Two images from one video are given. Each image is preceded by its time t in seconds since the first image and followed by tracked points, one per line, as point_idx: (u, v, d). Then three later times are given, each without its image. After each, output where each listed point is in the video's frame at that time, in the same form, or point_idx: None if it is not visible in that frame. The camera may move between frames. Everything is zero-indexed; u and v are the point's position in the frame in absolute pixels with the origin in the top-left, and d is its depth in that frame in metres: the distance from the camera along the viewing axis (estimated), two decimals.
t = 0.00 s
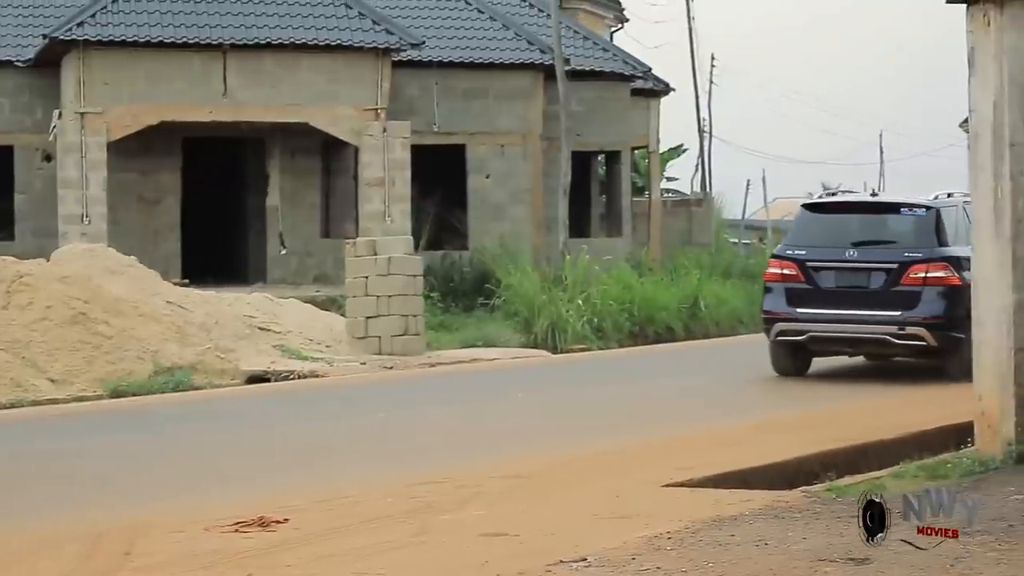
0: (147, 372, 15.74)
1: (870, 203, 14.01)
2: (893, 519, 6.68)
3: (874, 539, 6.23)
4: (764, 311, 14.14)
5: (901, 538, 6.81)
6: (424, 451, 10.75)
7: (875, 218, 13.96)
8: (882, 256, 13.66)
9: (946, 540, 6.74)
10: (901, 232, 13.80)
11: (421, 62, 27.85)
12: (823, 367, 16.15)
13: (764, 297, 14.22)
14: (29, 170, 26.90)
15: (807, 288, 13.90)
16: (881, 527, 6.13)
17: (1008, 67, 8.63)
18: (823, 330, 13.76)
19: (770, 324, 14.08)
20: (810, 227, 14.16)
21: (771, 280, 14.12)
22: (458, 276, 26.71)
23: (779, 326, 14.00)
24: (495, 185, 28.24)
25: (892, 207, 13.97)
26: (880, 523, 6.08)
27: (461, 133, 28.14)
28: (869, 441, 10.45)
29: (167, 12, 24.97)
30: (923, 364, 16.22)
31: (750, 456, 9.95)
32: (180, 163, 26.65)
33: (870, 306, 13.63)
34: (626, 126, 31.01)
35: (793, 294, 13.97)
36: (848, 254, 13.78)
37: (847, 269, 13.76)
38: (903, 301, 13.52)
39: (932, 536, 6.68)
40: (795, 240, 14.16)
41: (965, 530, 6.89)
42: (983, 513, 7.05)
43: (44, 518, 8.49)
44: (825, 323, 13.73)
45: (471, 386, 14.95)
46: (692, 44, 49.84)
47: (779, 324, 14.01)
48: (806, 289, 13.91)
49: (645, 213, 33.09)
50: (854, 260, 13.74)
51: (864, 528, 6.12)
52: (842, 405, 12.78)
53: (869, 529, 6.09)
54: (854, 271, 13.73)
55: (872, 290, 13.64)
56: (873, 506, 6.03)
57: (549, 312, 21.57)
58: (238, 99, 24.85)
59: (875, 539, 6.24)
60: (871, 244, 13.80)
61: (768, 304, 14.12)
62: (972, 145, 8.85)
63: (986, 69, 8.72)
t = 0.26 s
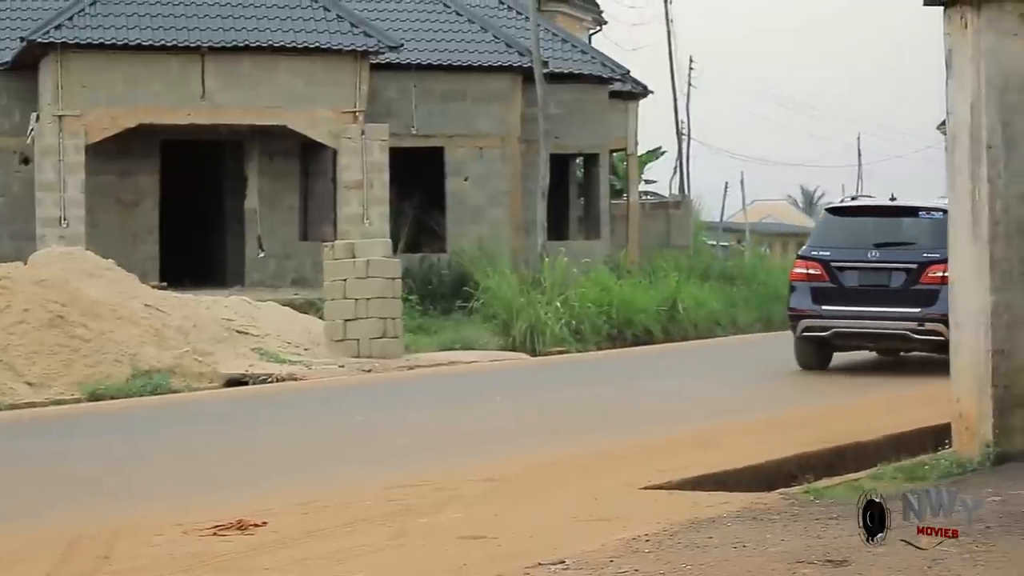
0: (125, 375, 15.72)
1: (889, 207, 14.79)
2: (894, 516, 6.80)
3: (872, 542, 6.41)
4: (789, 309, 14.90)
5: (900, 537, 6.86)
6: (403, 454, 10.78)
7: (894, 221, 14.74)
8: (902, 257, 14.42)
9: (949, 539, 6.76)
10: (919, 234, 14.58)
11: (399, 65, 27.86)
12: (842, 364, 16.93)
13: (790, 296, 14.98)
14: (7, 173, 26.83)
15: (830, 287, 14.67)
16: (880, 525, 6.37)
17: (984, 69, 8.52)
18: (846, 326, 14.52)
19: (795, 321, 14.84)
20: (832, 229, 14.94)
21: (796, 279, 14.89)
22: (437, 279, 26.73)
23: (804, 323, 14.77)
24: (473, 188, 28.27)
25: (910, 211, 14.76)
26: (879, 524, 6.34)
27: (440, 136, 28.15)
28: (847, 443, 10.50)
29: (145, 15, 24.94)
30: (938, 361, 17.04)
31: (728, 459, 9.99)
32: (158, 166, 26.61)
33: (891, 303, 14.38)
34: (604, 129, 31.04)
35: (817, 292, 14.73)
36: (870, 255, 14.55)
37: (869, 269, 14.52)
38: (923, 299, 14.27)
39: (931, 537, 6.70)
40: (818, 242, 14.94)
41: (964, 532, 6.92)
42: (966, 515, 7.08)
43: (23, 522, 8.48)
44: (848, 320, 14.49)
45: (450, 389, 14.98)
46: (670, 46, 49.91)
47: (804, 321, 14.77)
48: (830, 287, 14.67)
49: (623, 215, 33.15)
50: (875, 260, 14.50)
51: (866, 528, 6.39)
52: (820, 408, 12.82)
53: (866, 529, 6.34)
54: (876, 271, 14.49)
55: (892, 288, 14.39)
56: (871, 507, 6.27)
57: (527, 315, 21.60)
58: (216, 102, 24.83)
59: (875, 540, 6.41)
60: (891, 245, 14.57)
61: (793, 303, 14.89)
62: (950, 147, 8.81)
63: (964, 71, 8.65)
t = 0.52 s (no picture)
0: (90, 384, 15.70)
1: (893, 213, 15.71)
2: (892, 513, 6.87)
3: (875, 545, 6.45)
4: (800, 310, 15.90)
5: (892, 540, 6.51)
6: (370, 461, 10.84)
7: (898, 226, 15.67)
8: (905, 262, 15.38)
9: (944, 540, 6.43)
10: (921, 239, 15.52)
11: (365, 73, 27.91)
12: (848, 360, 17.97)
13: (800, 298, 15.96)
14: None
15: (837, 290, 15.66)
16: (884, 530, 6.46)
17: (946, 75, 7.97)
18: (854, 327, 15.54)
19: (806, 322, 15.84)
20: (840, 235, 15.89)
21: (806, 282, 15.87)
22: (403, 286, 26.78)
23: (813, 323, 15.77)
24: (438, 196, 28.35)
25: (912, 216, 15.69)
26: (881, 524, 6.41)
27: (404, 144, 28.20)
28: (812, 448, 10.61)
29: (109, 23, 24.93)
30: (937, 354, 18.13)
31: (692, 465, 10.07)
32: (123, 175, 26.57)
33: (897, 306, 15.37)
34: (569, 136, 31.14)
35: (825, 296, 15.71)
36: (875, 260, 15.50)
37: (873, 274, 15.51)
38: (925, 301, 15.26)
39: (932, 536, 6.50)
40: (827, 246, 15.89)
41: (962, 532, 6.56)
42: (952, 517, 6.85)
43: None
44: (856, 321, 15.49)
45: (416, 396, 15.06)
46: (635, 54, 50.20)
47: (814, 321, 15.77)
48: (837, 290, 15.66)
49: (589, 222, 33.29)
50: (879, 266, 15.46)
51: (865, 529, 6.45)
52: (785, 414, 12.93)
53: (868, 531, 6.43)
54: (879, 276, 15.48)
55: (897, 291, 15.37)
56: (872, 506, 6.41)
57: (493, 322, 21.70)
58: (181, 111, 24.81)
59: (878, 543, 6.44)
60: (895, 251, 15.54)
61: (803, 304, 15.88)
62: (914, 155, 8.29)
63: (928, 77, 8.12)
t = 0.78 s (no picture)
0: (68, 388, 15.64)
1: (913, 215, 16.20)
2: (892, 513, 6.90)
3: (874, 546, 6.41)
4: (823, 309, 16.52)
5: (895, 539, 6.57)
6: (350, 464, 10.84)
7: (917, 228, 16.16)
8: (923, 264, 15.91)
9: (943, 540, 6.44)
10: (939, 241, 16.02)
11: (342, 76, 27.89)
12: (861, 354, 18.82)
13: (823, 296, 16.57)
14: None
15: (857, 291, 16.24)
16: (885, 530, 6.46)
17: (924, 77, 8.01)
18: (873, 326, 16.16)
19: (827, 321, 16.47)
20: (859, 237, 16.42)
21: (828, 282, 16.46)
22: (381, 289, 26.75)
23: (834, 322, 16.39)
24: (416, 198, 28.33)
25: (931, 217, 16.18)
26: (880, 525, 6.43)
27: (383, 146, 28.16)
28: (790, 450, 10.64)
29: (86, 26, 24.88)
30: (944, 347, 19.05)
31: (671, 468, 10.09)
32: (101, 178, 26.49)
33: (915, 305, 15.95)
34: (546, 138, 31.15)
35: (845, 295, 16.31)
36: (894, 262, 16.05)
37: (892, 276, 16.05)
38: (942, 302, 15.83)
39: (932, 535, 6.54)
40: (848, 248, 16.42)
41: (961, 532, 6.58)
42: (947, 519, 6.80)
43: None
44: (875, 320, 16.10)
45: (394, 399, 15.04)
46: (613, 57, 50.28)
47: (836, 319, 16.40)
48: (857, 291, 16.24)
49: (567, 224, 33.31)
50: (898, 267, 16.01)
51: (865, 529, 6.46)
52: (762, 416, 12.96)
53: (868, 531, 6.43)
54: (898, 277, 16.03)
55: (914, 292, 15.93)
56: (871, 507, 6.40)
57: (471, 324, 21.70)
58: (159, 114, 24.74)
59: (879, 542, 6.42)
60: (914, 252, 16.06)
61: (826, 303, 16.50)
62: (891, 157, 8.32)
63: (904, 80, 8.16)
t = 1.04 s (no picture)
0: (46, 390, 15.58)
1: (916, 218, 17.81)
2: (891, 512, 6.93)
3: (874, 542, 6.54)
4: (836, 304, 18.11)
5: (894, 539, 6.59)
6: (329, 466, 10.82)
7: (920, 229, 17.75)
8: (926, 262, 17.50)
9: (943, 540, 6.45)
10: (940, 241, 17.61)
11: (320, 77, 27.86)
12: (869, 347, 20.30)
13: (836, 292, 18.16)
14: None
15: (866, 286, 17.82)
16: (885, 531, 6.62)
17: (901, 77, 8.04)
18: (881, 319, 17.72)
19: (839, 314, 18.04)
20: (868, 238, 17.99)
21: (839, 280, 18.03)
22: (360, 290, 26.71)
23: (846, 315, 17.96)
24: (395, 199, 28.30)
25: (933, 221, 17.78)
26: (880, 524, 6.61)
27: (361, 147, 28.13)
28: (769, 451, 10.67)
29: (63, 27, 24.85)
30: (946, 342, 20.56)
31: (650, 468, 10.10)
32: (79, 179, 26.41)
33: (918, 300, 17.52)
34: (524, 139, 31.15)
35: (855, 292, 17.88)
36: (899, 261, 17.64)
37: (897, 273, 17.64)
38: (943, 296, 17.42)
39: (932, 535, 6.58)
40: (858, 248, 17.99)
41: (962, 532, 6.58)
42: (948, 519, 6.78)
43: None
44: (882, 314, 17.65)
45: (373, 400, 15.03)
46: (591, 57, 50.32)
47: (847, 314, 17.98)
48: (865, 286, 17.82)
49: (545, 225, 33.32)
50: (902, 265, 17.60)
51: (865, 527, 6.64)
52: (741, 416, 12.99)
53: (867, 531, 6.61)
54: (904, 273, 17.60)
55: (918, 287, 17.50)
56: (871, 506, 6.64)
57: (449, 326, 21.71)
58: (136, 115, 24.66)
59: (878, 541, 6.56)
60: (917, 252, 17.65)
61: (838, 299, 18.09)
62: (869, 157, 8.36)
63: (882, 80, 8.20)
